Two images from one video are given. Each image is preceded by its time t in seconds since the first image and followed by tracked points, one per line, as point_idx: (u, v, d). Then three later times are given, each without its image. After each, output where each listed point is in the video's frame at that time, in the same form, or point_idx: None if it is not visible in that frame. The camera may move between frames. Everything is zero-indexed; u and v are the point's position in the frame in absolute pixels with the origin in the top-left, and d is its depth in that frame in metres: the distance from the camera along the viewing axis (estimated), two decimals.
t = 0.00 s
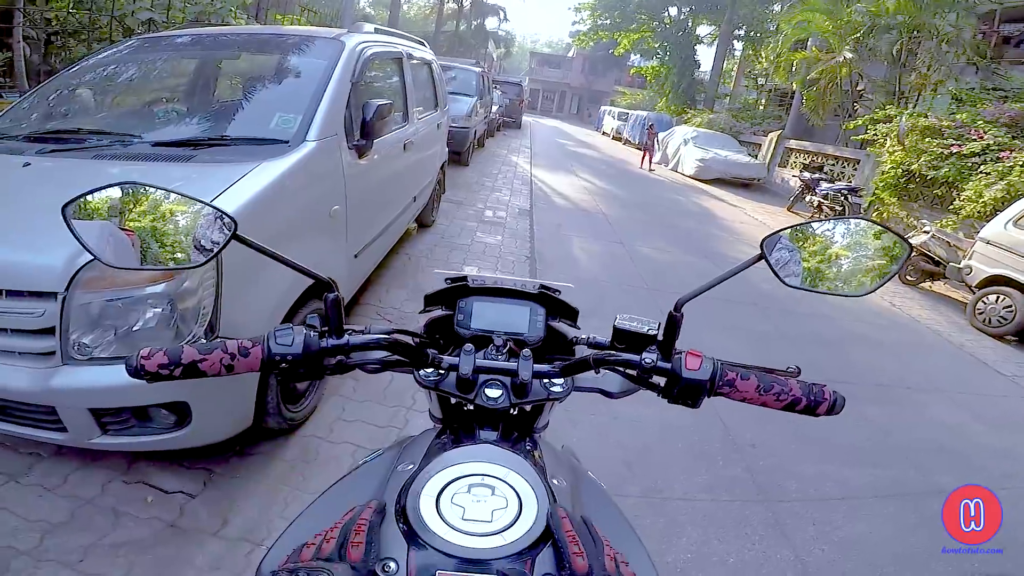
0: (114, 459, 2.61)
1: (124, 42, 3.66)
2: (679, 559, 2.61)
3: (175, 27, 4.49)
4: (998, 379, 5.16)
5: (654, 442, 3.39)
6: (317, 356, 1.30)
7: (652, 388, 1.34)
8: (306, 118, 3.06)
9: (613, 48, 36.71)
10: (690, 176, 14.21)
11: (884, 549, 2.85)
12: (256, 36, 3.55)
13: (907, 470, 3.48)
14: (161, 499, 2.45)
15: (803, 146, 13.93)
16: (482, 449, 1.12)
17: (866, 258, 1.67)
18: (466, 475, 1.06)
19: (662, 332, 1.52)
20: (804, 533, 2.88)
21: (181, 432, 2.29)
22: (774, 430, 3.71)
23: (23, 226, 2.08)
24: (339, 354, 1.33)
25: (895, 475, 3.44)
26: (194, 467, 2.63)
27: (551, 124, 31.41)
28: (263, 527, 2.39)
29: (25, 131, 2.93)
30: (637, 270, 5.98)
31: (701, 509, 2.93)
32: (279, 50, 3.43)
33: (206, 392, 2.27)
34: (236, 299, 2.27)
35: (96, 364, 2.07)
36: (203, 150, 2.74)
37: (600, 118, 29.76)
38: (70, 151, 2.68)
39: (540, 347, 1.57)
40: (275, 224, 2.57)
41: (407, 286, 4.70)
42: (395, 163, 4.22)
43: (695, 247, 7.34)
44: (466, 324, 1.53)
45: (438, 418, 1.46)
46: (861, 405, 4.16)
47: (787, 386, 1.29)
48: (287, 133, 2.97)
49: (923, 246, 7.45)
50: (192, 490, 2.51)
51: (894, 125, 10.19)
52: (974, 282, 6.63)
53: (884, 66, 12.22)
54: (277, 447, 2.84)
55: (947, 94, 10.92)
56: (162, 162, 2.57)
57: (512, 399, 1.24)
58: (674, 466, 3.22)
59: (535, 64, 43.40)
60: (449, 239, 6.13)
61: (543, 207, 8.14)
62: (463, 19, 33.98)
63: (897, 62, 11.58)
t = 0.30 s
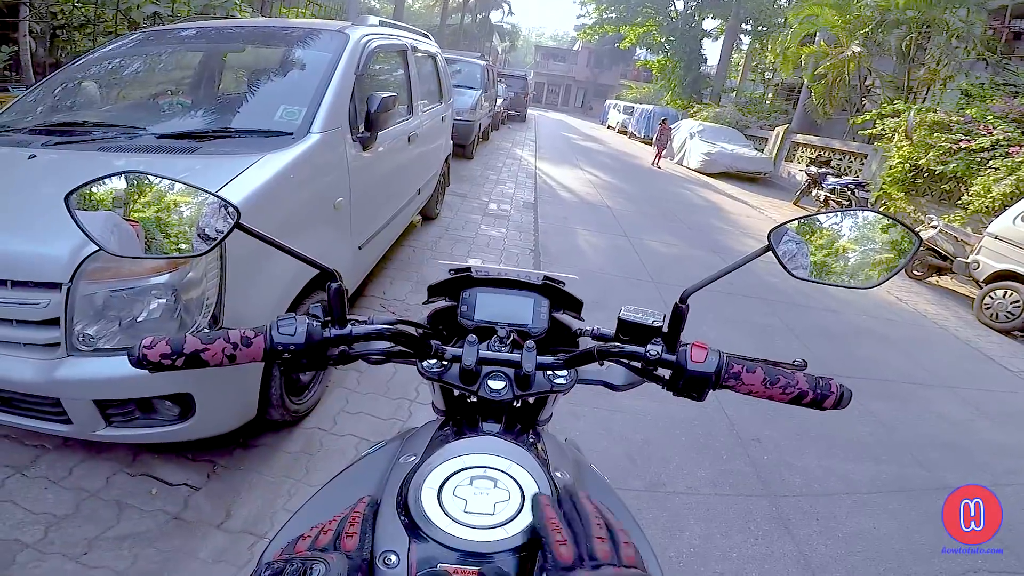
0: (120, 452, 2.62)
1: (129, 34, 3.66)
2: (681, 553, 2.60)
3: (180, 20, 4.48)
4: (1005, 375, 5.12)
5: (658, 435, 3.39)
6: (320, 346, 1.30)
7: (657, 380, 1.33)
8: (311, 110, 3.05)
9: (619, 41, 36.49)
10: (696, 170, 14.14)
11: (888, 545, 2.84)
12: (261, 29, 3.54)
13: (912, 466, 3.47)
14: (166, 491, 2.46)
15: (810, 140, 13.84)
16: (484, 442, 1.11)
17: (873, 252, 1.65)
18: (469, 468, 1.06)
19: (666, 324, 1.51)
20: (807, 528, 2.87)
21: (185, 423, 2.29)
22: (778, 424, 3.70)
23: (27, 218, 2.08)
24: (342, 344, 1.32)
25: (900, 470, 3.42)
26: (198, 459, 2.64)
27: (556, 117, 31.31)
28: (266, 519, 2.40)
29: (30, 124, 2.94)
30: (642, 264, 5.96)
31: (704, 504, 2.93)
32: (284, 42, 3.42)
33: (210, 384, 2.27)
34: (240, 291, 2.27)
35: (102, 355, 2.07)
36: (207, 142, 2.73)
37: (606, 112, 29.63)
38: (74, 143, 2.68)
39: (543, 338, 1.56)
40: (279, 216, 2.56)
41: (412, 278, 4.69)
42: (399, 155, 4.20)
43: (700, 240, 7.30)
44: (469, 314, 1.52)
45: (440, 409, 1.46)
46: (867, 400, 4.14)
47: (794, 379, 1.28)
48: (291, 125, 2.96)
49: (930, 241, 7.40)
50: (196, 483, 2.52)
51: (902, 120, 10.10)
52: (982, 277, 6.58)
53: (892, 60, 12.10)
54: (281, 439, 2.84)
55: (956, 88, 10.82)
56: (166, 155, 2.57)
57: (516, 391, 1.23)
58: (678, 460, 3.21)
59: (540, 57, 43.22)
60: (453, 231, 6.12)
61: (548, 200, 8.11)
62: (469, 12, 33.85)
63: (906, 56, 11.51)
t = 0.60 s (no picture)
0: (127, 454, 2.63)
1: (125, 35, 3.65)
2: (689, 546, 2.61)
3: (176, 20, 4.47)
4: (1010, 361, 5.11)
5: (663, 428, 3.38)
6: (323, 345, 1.29)
7: (660, 372, 1.33)
8: (309, 109, 3.04)
9: (616, 34, 36.39)
10: (696, 162, 14.12)
11: (896, 535, 2.83)
12: (257, 28, 3.52)
13: (918, 455, 3.46)
14: (174, 492, 2.47)
15: (810, 130, 13.80)
16: (491, 439, 1.11)
17: (875, 241, 1.65)
18: (473, 465, 1.05)
19: (669, 317, 1.50)
20: (815, 519, 2.87)
21: (190, 424, 2.29)
22: (784, 415, 3.69)
23: (28, 222, 2.08)
24: (345, 342, 1.32)
25: (906, 459, 3.42)
26: (205, 460, 2.65)
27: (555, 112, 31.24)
28: (274, 519, 2.40)
29: (29, 126, 2.93)
30: (644, 257, 5.95)
31: (712, 497, 2.92)
32: (281, 41, 3.41)
33: (214, 385, 2.27)
34: (242, 291, 2.27)
35: (106, 357, 2.07)
36: (206, 143, 2.72)
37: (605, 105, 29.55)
38: (73, 146, 2.68)
39: (546, 333, 1.56)
40: (279, 216, 2.56)
41: (414, 275, 4.69)
42: (398, 153, 4.20)
43: (702, 232, 7.29)
44: (471, 310, 1.52)
45: (444, 406, 1.45)
46: (872, 389, 4.14)
47: (798, 370, 1.28)
48: (289, 124, 2.95)
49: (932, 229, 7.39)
50: (204, 483, 2.52)
51: (901, 110, 10.05)
52: (984, 264, 6.57)
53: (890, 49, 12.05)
54: (287, 439, 2.84)
55: (954, 77, 10.79)
56: (165, 156, 2.56)
57: (519, 386, 1.23)
58: (684, 453, 3.21)
59: (538, 52, 43.11)
60: (454, 228, 6.11)
61: (549, 195, 8.10)
62: (465, 8, 33.76)
63: (904, 47, 11.45)
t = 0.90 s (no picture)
0: (126, 452, 2.62)
1: (127, 31, 3.64)
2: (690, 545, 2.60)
3: (177, 16, 4.45)
4: (1011, 360, 5.10)
5: (664, 428, 3.38)
6: (323, 348, 1.28)
7: (665, 376, 1.32)
8: (311, 106, 3.03)
9: (618, 32, 36.35)
10: (697, 161, 14.09)
11: (897, 534, 2.82)
12: (259, 24, 3.51)
13: (919, 455, 3.45)
14: (172, 491, 2.46)
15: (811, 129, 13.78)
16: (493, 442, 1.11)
17: (880, 242, 1.63)
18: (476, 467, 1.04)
19: (673, 319, 1.49)
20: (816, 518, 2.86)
21: (189, 423, 2.28)
22: (785, 414, 3.69)
23: (27, 219, 2.07)
24: (346, 345, 1.31)
25: (908, 458, 3.41)
26: (204, 458, 2.64)
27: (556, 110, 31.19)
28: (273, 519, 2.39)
29: (29, 122, 2.92)
30: (645, 255, 5.94)
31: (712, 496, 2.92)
32: (283, 38, 3.39)
33: (214, 384, 2.26)
34: (242, 290, 2.26)
35: (105, 354, 2.06)
36: (207, 140, 2.71)
37: (606, 103, 29.52)
38: (74, 142, 2.67)
39: (548, 335, 1.55)
40: (281, 213, 2.55)
41: (415, 273, 4.68)
42: (400, 150, 4.19)
43: (702, 231, 7.28)
44: (473, 312, 1.50)
45: (446, 407, 1.45)
46: (873, 388, 4.13)
47: (804, 374, 1.27)
48: (291, 122, 2.94)
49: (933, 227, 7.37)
50: (203, 482, 2.51)
51: (902, 108, 10.03)
52: (985, 263, 6.55)
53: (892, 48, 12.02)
54: (286, 437, 2.83)
55: (955, 75, 10.76)
56: (166, 152, 2.55)
57: (522, 388, 1.22)
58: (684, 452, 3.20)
59: (540, 50, 43.05)
60: (455, 226, 6.10)
61: (550, 193, 8.09)
62: (467, 6, 33.72)
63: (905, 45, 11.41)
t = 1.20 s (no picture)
0: (120, 451, 2.61)
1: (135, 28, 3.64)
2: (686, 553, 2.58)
3: (185, 15, 4.45)
4: (1010, 373, 5.08)
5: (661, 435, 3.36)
6: (319, 351, 1.29)
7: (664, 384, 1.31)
8: (315, 107, 3.03)
9: (623, 39, 36.43)
10: (699, 168, 14.11)
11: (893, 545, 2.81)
12: (267, 24, 3.51)
13: (917, 466, 3.44)
14: (166, 491, 2.45)
15: (813, 138, 13.79)
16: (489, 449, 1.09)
17: (881, 252, 1.61)
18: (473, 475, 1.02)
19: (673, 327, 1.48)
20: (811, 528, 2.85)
21: (185, 423, 2.27)
22: (783, 423, 3.67)
23: (27, 214, 2.06)
24: (342, 347, 1.31)
25: (905, 469, 3.39)
26: (198, 458, 2.63)
27: (559, 115, 31.23)
28: (267, 520, 2.38)
29: (34, 117, 2.92)
30: (645, 262, 5.94)
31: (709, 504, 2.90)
32: (289, 38, 3.39)
33: (211, 383, 2.26)
34: (242, 291, 2.26)
35: (102, 352, 2.05)
36: (211, 139, 2.71)
37: (610, 109, 29.55)
38: (78, 138, 2.66)
39: (547, 340, 1.54)
40: (283, 213, 2.54)
41: (415, 276, 4.67)
42: (403, 153, 4.18)
43: (703, 238, 7.27)
44: (472, 317, 1.50)
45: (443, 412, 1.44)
46: (872, 399, 4.11)
47: (803, 383, 1.26)
48: (295, 122, 2.94)
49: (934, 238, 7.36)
50: (196, 483, 2.50)
51: (905, 119, 10.04)
52: (985, 274, 6.54)
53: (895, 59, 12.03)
54: (282, 439, 2.83)
55: (959, 87, 10.77)
56: (168, 151, 2.55)
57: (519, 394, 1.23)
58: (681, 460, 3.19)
59: (544, 55, 43.14)
60: (456, 229, 6.10)
61: (551, 198, 8.09)
62: (474, 10, 33.81)
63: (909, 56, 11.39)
